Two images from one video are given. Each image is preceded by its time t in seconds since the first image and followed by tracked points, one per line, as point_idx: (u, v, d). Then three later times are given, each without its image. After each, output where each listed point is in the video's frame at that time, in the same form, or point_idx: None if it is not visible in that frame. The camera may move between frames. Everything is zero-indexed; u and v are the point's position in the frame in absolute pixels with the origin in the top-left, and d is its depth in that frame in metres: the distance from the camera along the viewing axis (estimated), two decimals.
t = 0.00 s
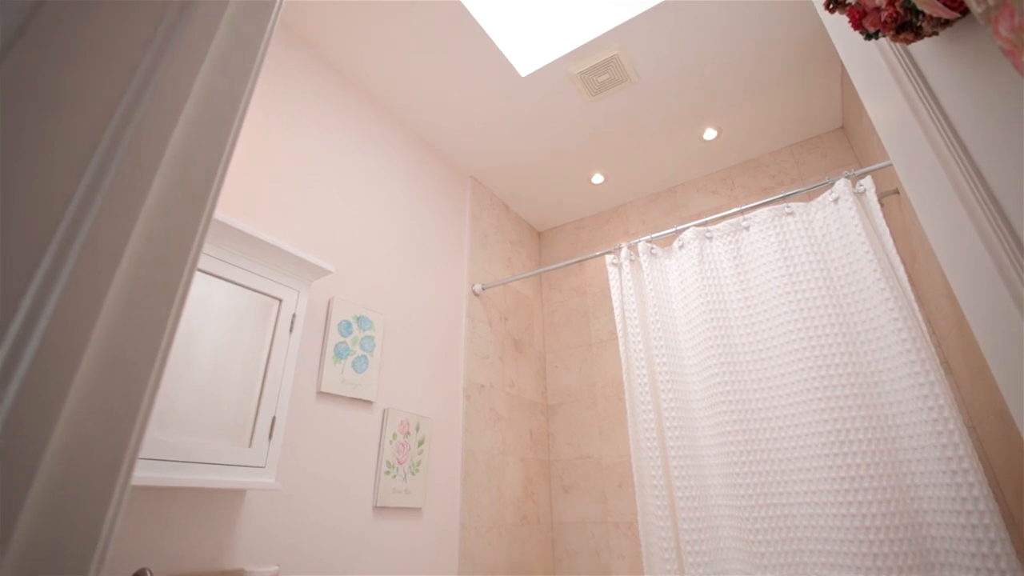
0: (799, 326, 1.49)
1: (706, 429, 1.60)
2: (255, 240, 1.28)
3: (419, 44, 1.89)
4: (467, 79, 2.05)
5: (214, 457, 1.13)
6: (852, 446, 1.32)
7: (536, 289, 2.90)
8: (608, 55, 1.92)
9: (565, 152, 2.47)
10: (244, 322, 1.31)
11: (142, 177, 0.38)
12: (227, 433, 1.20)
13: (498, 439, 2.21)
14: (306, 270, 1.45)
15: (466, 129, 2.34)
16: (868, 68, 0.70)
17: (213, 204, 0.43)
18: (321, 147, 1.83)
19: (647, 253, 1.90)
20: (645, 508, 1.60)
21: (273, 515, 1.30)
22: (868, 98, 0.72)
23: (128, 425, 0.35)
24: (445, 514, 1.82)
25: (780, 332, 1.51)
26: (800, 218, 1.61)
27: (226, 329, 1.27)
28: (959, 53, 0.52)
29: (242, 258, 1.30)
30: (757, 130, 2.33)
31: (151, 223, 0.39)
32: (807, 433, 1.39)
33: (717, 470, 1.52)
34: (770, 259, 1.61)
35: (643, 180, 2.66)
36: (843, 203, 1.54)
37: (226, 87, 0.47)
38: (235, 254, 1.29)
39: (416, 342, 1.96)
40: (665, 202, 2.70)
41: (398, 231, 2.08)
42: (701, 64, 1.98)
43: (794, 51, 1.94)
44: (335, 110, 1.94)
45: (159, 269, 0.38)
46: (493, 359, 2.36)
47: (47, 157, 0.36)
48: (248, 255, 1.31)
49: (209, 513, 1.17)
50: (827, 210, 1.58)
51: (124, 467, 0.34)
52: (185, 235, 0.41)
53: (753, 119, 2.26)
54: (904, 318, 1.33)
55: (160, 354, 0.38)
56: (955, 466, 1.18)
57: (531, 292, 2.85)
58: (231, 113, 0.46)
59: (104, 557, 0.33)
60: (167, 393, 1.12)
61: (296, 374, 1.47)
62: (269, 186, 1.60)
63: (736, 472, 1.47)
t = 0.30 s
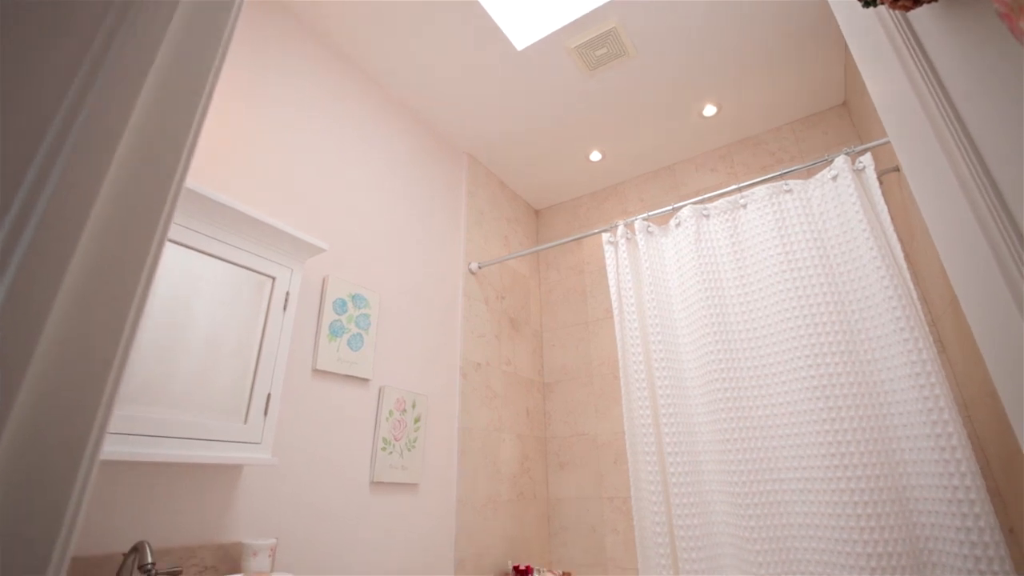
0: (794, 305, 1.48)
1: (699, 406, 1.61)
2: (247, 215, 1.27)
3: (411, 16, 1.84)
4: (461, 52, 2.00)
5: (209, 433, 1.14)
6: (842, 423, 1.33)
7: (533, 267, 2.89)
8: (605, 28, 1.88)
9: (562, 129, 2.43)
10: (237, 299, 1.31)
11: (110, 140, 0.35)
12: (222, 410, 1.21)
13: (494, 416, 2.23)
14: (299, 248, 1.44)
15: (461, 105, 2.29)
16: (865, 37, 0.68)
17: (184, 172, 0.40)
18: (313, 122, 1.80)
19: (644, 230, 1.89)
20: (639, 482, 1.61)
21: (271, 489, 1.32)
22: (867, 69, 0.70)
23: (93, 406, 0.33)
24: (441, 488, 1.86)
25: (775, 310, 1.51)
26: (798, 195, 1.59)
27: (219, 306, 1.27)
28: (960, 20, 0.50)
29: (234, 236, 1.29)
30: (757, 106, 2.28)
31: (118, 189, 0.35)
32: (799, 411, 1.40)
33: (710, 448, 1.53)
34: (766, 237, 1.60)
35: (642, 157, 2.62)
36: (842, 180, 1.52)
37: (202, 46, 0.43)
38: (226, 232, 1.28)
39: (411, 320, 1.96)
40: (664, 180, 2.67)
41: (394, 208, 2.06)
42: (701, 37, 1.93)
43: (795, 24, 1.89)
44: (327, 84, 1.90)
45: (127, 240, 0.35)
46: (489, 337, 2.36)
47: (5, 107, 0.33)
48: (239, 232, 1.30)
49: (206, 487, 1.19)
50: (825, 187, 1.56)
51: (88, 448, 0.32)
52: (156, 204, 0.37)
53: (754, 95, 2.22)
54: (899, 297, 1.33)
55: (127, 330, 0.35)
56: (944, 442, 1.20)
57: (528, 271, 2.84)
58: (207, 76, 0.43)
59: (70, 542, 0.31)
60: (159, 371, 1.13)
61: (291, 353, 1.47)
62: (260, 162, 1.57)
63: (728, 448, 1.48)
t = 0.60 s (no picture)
0: (789, 283, 1.48)
1: (693, 383, 1.62)
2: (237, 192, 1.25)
3: None
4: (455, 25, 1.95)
5: (204, 410, 1.15)
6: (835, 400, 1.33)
7: (530, 246, 2.88)
8: None
9: (559, 105, 2.39)
10: (230, 277, 1.30)
11: (67, 120, 0.33)
12: (217, 387, 1.21)
13: (490, 394, 2.25)
14: (292, 225, 1.43)
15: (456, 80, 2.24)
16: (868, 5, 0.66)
17: (150, 152, 0.39)
18: (304, 97, 1.76)
19: (641, 208, 1.87)
20: (632, 458, 1.63)
21: (268, 465, 1.33)
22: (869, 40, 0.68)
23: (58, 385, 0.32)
24: (438, 464, 1.88)
25: (770, 287, 1.51)
26: (796, 172, 1.57)
27: (211, 284, 1.26)
28: None
29: (225, 213, 1.28)
30: (758, 81, 2.24)
31: (75, 167, 0.34)
32: (792, 388, 1.41)
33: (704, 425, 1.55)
34: (763, 214, 1.58)
35: (641, 134, 2.58)
36: (841, 156, 1.50)
37: (161, 24, 0.41)
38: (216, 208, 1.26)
39: (407, 299, 1.96)
40: (663, 157, 2.63)
41: (389, 185, 2.04)
42: (702, 9, 1.88)
43: None
44: (318, 58, 1.85)
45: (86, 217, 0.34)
46: (486, 316, 2.37)
47: None
48: (230, 209, 1.29)
49: (202, 462, 1.21)
50: (824, 164, 1.54)
51: (54, 425, 0.32)
52: (120, 182, 0.36)
53: (755, 70, 2.17)
54: (895, 275, 1.32)
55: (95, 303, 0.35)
56: (934, 419, 1.21)
57: (525, 250, 2.83)
58: (169, 56, 0.41)
59: (39, 517, 0.31)
60: (152, 348, 1.13)
61: (285, 331, 1.47)
62: (251, 138, 1.54)
63: (720, 424, 1.50)
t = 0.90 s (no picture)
0: (786, 264, 1.47)
1: (688, 363, 1.63)
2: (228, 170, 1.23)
3: None
4: None
5: (200, 389, 1.15)
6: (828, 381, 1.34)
7: (528, 226, 2.86)
8: None
9: (558, 82, 2.34)
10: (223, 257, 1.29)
11: (31, 96, 0.32)
12: (213, 367, 1.21)
13: (488, 374, 2.26)
14: (285, 205, 1.41)
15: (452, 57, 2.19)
16: None
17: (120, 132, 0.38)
18: (296, 73, 1.72)
19: (638, 187, 1.85)
20: (628, 437, 1.64)
21: (265, 444, 1.35)
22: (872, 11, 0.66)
23: (32, 360, 0.32)
24: (435, 442, 1.91)
25: (767, 268, 1.50)
26: (796, 151, 1.55)
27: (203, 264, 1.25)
28: None
29: (216, 192, 1.26)
30: (761, 58, 2.19)
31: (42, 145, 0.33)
32: (786, 369, 1.42)
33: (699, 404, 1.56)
34: (762, 194, 1.57)
35: (640, 113, 2.53)
36: (842, 135, 1.48)
37: None
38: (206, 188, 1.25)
39: (404, 279, 1.95)
40: (662, 137, 2.59)
41: (385, 164, 2.01)
42: None
43: None
44: (310, 32, 1.80)
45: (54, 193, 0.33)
46: (483, 297, 2.36)
47: None
48: (221, 188, 1.27)
49: (200, 441, 1.22)
50: (824, 143, 1.52)
51: (29, 400, 0.32)
52: (93, 157, 0.35)
53: (758, 46, 2.12)
54: (892, 257, 1.32)
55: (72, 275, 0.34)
56: (926, 399, 1.22)
57: (523, 230, 2.81)
58: (135, 26, 0.40)
59: (15, 490, 0.31)
60: (146, 328, 1.13)
61: (280, 311, 1.47)
62: (244, 114, 1.51)
63: (715, 404, 1.51)
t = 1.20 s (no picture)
0: (783, 244, 1.46)
1: (684, 344, 1.64)
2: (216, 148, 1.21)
3: None
4: None
5: (195, 369, 1.15)
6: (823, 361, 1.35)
7: (526, 207, 2.84)
8: None
9: (556, 59, 2.29)
10: (215, 237, 1.28)
11: None
12: (209, 347, 1.21)
13: (485, 355, 2.27)
14: (278, 184, 1.40)
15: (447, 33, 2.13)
16: None
17: (88, 106, 0.35)
18: (287, 49, 1.67)
19: (636, 167, 1.83)
20: (623, 417, 1.66)
21: (262, 423, 1.36)
22: None
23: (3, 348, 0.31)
24: (433, 421, 1.93)
25: (764, 248, 1.50)
26: (796, 129, 1.53)
27: (196, 243, 1.25)
28: None
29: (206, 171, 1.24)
30: (764, 34, 2.14)
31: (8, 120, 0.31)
32: (781, 349, 1.42)
33: (694, 385, 1.57)
34: (760, 174, 1.55)
35: (640, 91, 2.49)
36: (843, 114, 1.46)
37: None
38: (198, 167, 1.24)
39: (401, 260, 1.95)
40: (662, 116, 2.55)
41: (380, 143, 1.98)
42: None
43: None
44: (300, 6, 1.75)
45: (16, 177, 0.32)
46: (480, 277, 2.36)
47: None
48: (211, 166, 1.25)
49: (198, 420, 1.23)
50: (825, 121, 1.50)
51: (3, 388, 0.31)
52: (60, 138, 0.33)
53: (761, 22, 2.07)
54: (890, 238, 1.31)
55: (42, 262, 0.33)
56: (919, 379, 1.22)
57: (521, 211, 2.79)
58: None
59: None
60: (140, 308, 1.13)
61: (276, 291, 1.47)
62: (234, 90, 1.48)
63: (710, 383, 1.52)
